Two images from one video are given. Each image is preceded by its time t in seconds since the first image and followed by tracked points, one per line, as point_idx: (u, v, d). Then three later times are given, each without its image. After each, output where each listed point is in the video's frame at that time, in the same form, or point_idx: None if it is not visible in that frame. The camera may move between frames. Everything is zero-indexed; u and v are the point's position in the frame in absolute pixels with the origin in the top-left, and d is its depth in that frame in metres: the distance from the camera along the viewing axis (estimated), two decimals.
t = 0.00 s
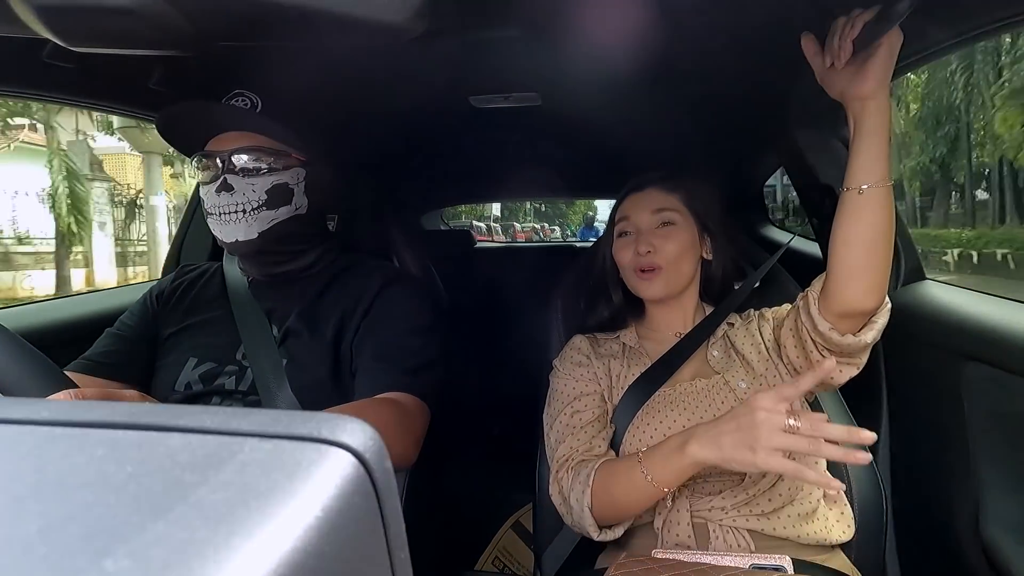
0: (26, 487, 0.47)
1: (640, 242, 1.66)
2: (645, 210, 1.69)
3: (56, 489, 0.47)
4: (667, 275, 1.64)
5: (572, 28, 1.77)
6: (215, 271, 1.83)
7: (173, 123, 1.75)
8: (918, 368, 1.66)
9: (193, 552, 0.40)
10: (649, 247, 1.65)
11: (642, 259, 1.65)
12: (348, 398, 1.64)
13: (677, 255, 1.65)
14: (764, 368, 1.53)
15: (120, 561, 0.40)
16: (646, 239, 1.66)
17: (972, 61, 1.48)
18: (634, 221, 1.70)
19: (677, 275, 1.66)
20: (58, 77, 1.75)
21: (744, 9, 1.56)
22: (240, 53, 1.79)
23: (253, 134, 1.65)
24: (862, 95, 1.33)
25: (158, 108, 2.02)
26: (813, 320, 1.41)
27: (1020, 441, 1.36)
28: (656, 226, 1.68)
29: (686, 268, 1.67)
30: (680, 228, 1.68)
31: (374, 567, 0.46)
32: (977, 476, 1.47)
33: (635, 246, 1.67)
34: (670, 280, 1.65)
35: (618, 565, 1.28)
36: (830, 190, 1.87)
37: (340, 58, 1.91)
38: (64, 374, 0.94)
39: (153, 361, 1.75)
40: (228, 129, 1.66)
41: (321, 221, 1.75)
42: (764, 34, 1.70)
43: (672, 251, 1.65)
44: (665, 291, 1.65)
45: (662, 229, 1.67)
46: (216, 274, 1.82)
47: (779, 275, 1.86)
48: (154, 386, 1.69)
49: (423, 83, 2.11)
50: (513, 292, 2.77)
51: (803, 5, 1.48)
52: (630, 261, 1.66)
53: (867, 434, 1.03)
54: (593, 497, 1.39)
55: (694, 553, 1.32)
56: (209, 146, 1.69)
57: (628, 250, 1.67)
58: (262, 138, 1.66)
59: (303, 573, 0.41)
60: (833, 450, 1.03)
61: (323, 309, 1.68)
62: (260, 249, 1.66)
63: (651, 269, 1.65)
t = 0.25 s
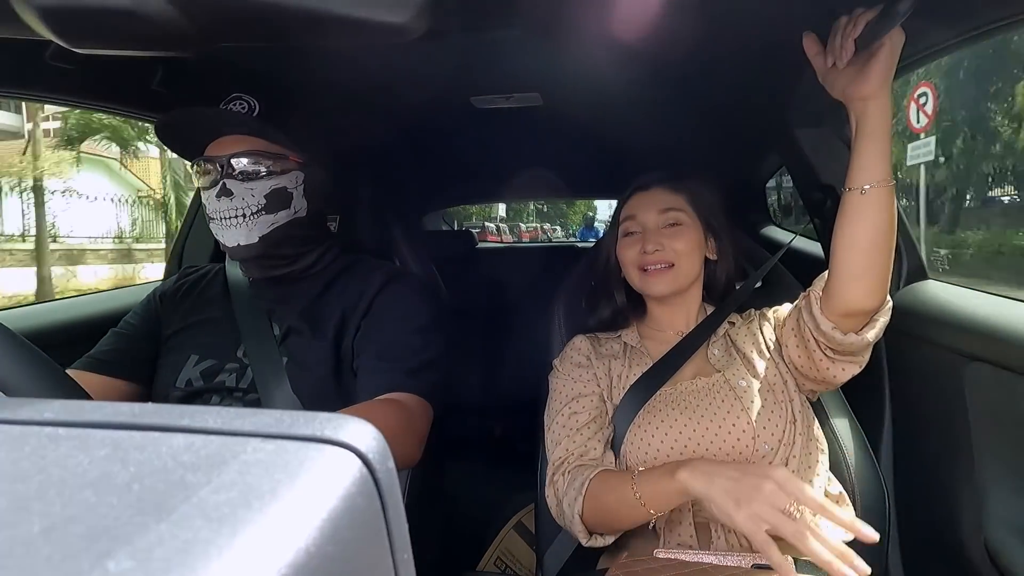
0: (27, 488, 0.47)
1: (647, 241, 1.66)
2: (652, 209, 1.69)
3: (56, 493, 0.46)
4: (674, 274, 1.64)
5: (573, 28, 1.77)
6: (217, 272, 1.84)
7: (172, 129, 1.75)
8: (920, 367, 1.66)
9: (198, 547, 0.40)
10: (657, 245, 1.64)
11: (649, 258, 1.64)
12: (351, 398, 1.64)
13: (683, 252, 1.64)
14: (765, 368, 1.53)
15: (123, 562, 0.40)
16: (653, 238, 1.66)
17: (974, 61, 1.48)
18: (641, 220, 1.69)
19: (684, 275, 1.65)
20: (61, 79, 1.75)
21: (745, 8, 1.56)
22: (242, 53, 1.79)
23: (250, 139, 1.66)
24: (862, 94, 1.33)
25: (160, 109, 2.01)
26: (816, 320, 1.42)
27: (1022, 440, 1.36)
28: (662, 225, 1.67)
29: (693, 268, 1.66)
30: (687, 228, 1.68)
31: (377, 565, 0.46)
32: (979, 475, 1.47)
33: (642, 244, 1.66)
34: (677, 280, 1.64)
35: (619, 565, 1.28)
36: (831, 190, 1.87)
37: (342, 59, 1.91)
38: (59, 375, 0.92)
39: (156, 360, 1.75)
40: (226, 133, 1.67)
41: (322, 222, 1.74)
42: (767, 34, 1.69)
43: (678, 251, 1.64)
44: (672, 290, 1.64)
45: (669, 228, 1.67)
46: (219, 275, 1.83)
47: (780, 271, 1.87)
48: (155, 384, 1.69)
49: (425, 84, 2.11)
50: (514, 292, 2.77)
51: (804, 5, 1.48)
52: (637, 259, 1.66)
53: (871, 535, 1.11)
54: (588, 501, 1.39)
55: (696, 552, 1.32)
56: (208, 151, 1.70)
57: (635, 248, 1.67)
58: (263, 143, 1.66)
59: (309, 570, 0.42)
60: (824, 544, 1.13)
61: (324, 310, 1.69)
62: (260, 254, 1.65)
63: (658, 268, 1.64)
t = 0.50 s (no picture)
0: (26, 487, 0.47)
1: (654, 235, 1.65)
2: (659, 204, 1.69)
3: (56, 490, 0.46)
4: (681, 267, 1.63)
5: (574, 26, 1.76)
6: (218, 270, 1.84)
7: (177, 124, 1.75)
8: (922, 365, 1.66)
9: (197, 546, 0.40)
10: (664, 239, 1.64)
11: (656, 251, 1.64)
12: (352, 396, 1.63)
13: (691, 247, 1.64)
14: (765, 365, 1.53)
15: (121, 561, 0.40)
16: (660, 232, 1.65)
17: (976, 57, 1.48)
18: (647, 215, 1.69)
19: (692, 268, 1.64)
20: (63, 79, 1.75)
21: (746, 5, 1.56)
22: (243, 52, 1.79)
23: (252, 133, 1.66)
24: (863, 91, 1.33)
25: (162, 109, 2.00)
26: (818, 319, 1.41)
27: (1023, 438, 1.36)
28: (669, 220, 1.67)
29: (701, 264, 1.66)
30: (694, 222, 1.68)
31: (375, 562, 0.46)
32: (981, 473, 1.47)
33: (648, 238, 1.66)
34: (685, 273, 1.64)
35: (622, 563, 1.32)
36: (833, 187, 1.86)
37: (344, 57, 1.91)
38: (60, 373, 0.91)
39: (154, 356, 1.75)
40: (230, 127, 1.66)
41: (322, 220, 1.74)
42: (769, 31, 1.69)
43: (685, 244, 1.64)
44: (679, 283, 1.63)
45: (676, 223, 1.67)
46: (219, 273, 1.83)
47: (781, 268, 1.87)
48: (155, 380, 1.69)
49: (425, 82, 2.11)
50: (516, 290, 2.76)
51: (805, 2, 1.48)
52: (643, 253, 1.65)
53: None
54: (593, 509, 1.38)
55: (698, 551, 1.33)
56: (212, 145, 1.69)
57: (642, 242, 1.66)
58: (267, 138, 1.66)
59: (307, 569, 0.41)
60: None
61: (325, 308, 1.68)
62: (261, 247, 1.65)
63: (665, 261, 1.63)
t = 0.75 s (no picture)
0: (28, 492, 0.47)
1: (662, 242, 1.65)
2: (668, 211, 1.69)
3: (60, 495, 0.46)
4: (688, 276, 1.63)
5: (575, 31, 1.77)
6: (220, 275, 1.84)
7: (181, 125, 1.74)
8: (924, 368, 1.65)
9: (200, 550, 0.40)
10: (673, 247, 1.64)
11: (664, 258, 1.64)
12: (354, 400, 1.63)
13: (699, 255, 1.64)
14: (766, 367, 1.54)
15: (123, 565, 0.40)
16: (668, 240, 1.65)
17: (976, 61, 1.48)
18: (657, 222, 1.69)
19: (699, 278, 1.64)
20: (66, 85, 1.76)
21: (747, 10, 1.56)
22: (245, 58, 1.80)
23: (257, 138, 1.67)
24: (858, 94, 1.34)
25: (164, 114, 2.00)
26: (808, 321, 1.42)
27: None
28: (678, 228, 1.67)
29: (708, 272, 1.66)
30: (703, 231, 1.68)
31: (376, 564, 0.46)
32: (984, 476, 1.46)
33: (656, 245, 1.65)
34: (691, 282, 1.64)
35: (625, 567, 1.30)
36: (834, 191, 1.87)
37: (345, 63, 1.91)
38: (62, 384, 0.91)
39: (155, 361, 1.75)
40: (236, 130, 1.67)
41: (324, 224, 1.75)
42: (772, 35, 1.69)
43: (693, 253, 1.64)
44: (686, 292, 1.63)
45: (684, 231, 1.67)
46: (221, 278, 1.83)
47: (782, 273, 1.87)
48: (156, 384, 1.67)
49: (426, 87, 2.11)
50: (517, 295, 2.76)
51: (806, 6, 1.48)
52: (650, 259, 1.65)
53: None
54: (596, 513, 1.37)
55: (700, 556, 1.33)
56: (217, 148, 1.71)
57: (650, 249, 1.66)
58: (271, 143, 1.67)
59: (310, 571, 0.41)
60: None
61: (326, 311, 1.68)
62: (262, 249, 1.65)
63: (672, 269, 1.63)
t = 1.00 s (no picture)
0: (30, 494, 0.47)
1: (676, 243, 1.65)
2: (685, 213, 1.69)
3: (63, 497, 0.46)
4: (698, 279, 1.63)
5: (575, 30, 1.76)
6: (221, 274, 1.84)
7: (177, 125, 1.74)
8: (926, 366, 1.66)
9: (202, 552, 0.40)
10: (686, 249, 1.63)
11: (676, 259, 1.63)
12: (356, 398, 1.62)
13: (711, 259, 1.64)
14: (765, 364, 1.54)
15: (126, 566, 0.40)
16: (683, 241, 1.65)
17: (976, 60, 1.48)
18: (672, 221, 1.69)
19: (707, 282, 1.65)
20: (65, 87, 1.75)
21: (748, 8, 1.56)
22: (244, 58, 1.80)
23: (251, 138, 1.66)
24: (838, 88, 1.34)
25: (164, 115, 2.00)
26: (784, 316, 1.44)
27: None
28: (693, 230, 1.68)
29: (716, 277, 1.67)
30: (716, 235, 1.68)
31: (378, 565, 0.46)
32: (987, 474, 1.46)
33: (669, 245, 1.65)
34: (700, 286, 1.64)
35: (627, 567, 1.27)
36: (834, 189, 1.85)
37: (344, 63, 1.91)
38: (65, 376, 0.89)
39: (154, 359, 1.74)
40: (232, 130, 1.67)
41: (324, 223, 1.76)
42: (772, 35, 1.69)
43: (705, 256, 1.64)
44: (694, 295, 1.63)
45: (698, 234, 1.67)
46: (222, 277, 1.83)
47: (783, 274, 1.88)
48: (158, 385, 1.67)
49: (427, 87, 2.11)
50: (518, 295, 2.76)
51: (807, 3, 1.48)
52: (663, 259, 1.64)
53: None
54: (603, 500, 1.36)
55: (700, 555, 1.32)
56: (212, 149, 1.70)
57: (663, 249, 1.65)
58: (266, 141, 1.66)
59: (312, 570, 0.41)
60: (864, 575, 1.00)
61: (329, 313, 1.69)
62: (261, 248, 1.65)
63: (682, 271, 1.63)
